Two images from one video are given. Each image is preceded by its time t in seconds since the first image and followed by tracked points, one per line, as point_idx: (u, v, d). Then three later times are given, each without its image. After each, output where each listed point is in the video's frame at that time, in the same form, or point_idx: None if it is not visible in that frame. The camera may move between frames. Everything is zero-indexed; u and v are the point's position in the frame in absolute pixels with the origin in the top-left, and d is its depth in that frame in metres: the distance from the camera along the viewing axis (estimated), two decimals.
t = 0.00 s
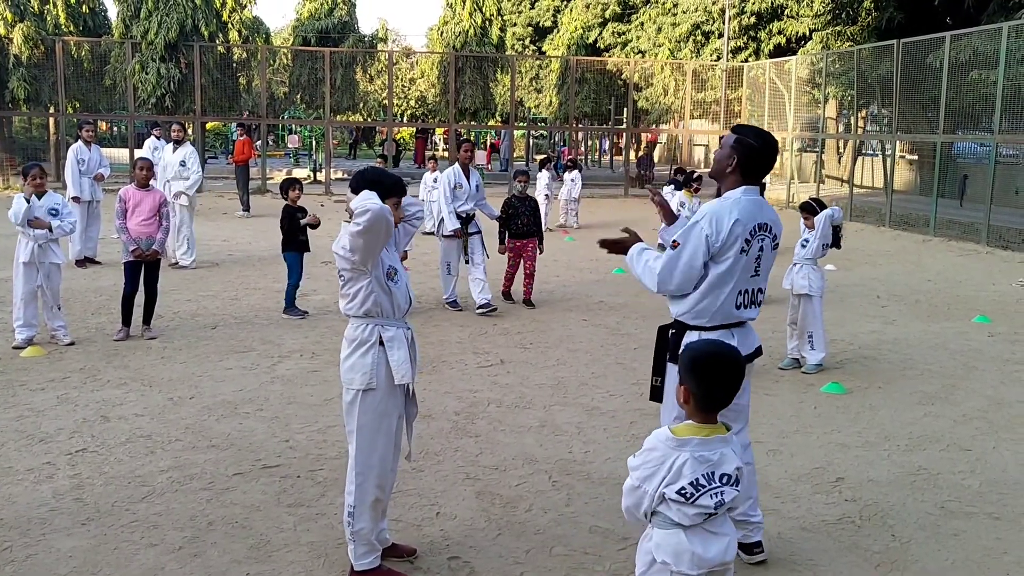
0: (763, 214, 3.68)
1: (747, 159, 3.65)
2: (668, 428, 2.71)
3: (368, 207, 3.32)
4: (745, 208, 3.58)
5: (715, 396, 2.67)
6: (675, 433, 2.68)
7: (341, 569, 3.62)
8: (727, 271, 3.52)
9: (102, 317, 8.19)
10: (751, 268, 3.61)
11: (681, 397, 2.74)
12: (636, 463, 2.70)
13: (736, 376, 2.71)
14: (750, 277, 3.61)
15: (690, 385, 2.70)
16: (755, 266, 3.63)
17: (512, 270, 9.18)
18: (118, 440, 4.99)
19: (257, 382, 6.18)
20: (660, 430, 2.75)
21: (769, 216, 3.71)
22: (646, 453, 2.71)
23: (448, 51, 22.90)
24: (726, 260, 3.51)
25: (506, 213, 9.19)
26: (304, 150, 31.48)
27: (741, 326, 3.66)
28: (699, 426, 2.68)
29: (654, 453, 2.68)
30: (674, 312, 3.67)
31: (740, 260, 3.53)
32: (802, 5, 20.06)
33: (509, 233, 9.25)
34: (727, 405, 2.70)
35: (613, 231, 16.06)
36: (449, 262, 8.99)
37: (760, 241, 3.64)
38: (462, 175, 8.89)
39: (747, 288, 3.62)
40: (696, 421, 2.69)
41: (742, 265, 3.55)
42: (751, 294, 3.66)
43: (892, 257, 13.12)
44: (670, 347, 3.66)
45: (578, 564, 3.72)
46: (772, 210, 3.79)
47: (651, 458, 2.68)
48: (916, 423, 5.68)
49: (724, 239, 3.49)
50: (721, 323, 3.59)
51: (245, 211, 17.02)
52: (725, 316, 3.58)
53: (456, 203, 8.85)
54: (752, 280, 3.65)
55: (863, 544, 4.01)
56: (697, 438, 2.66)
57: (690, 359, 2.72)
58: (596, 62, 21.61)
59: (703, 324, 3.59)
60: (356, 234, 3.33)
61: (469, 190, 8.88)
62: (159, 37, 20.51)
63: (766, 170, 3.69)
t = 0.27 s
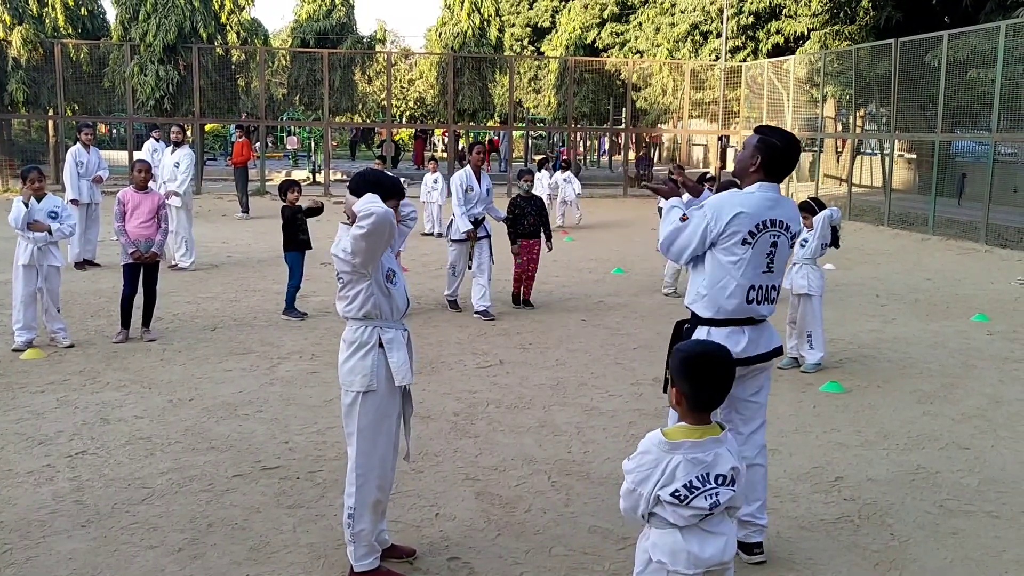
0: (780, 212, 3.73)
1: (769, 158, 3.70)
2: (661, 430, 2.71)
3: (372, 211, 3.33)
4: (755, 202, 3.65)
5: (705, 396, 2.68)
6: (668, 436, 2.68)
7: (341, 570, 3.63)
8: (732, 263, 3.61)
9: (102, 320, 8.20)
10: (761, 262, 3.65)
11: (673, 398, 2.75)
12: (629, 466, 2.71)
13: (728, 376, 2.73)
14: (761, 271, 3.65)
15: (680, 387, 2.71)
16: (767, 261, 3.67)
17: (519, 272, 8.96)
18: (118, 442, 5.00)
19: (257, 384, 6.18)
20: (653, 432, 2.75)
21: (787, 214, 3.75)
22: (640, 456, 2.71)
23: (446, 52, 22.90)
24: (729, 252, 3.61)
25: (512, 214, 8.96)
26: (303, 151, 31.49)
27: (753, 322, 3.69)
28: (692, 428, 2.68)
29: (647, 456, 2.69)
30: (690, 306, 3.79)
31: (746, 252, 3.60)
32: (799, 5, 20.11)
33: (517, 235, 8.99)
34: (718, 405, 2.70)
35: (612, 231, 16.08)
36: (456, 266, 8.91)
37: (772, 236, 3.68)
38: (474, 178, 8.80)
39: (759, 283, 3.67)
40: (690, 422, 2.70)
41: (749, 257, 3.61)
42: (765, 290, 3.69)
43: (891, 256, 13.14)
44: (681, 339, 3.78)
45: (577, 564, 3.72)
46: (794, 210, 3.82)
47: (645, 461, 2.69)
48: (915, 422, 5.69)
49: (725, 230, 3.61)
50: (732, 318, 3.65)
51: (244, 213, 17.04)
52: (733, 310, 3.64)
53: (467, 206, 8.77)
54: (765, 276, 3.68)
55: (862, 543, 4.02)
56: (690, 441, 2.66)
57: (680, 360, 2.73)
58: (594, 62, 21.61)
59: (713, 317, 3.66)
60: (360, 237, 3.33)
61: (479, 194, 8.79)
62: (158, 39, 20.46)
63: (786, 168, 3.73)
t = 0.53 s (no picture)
0: (787, 207, 3.70)
1: (778, 158, 3.72)
2: (656, 433, 2.71)
3: (376, 213, 3.35)
4: (754, 194, 3.69)
5: (700, 398, 2.68)
6: (663, 439, 2.68)
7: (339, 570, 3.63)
8: (723, 248, 3.69)
9: (101, 320, 8.20)
10: (755, 252, 3.64)
11: (668, 400, 2.76)
12: (626, 468, 2.71)
13: (724, 377, 2.73)
14: (755, 260, 3.64)
15: (675, 388, 2.71)
16: (763, 251, 3.65)
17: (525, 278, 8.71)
18: (117, 443, 5.00)
19: (256, 385, 6.19)
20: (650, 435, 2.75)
21: (796, 210, 3.71)
22: (636, 458, 2.71)
23: (446, 52, 22.89)
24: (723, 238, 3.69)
25: (514, 218, 8.69)
26: (303, 152, 31.50)
27: (751, 314, 3.66)
28: (687, 431, 2.68)
29: (642, 459, 2.68)
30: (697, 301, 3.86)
31: (736, 238, 3.65)
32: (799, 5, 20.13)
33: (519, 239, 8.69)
34: (714, 407, 2.70)
35: (611, 232, 16.09)
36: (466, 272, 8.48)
37: (772, 228, 3.65)
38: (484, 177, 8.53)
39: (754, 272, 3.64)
40: (685, 424, 2.70)
41: (741, 242, 3.64)
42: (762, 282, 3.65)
43: (891, 256, 13.15)
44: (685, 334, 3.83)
45: (576, 565, 3.73)
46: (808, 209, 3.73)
47: (641, 463, 2.68)
48: (914, 422, 5.69)
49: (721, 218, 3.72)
50: (727, 310, 3.66)
51: (243, 213, 17.05)
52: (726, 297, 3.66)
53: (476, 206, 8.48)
54: (761, 266, 3.65)
55: (860, 544, 4.02)
56: (684, 444, 2.65)
57: (674, 361, 2.74)
58: (594, 63, 21.60)
59: (710, 307, 3.69)
60: (363, 239, 3.34)
61: (489, 193, 8.51)
62: (157, 40, 20.35)
63: (795, 164, 3.73)
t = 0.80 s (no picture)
0: (792, 208, 3.69)
1: (780, 159, 3.72)
2: (656, 436, 2.71)
3: (380, 215, 3.34)
4: (758, 196, 3.70)
5: (700, 400, 2.68)
6: (663, 442, 2.67)
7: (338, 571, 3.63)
8: (726, 249, 3.68)
9: (100, 321, 8.19)
10: (758, 253, 3.64)
11: (667, 402, 2.77)
12: (626, 472, 2.69)
13: (724, 380, 2.74)
14: (759, 261, 3.64)
15: (674, 390, 2.72)
16: (767, 252, 3.65)
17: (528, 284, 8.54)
18: (116, 443, 5.00)
19: (255, 385, 6.18)
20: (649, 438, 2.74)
21: (799, 210, 3.71)
22: (636, 462, 2.70)
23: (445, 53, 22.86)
24: (726, 239, 3.69)
25: (516, 220, 8.45)
26: (303, 152, 31.51)
27: (754, 315, 3.66)
28: (687, 434, 2.67)
29: (642, 463, 2.67)
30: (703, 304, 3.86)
31: (740, 239, 3.65)
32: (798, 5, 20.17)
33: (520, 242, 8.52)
34: (714, 410, 2.71)
35: (610, 232, 16.10)
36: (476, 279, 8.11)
37: (776, 229, 3.65)
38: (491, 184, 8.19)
39: (758, 274, 3.65)
40: (686, 427, 2.70)
41: (746, 244, 3.64)
42: (766, 284, 3.65)
43: (890, 257, 13.15)
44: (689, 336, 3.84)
45: (575, 565, 3.73)
46: (814, 211, 3.73)
47: (641, 468, 2.67)
48: (913, 423, 5.69)
49: (724, 219, 3.71)
50: (729, 310, 3.66)
51: (241, 213, 17.05)
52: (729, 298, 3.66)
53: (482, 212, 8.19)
54: (765, 267, 3.65)
55: (859, 544, 4.02)
56: (685, 447, 2.65)
57: (674, 363, 2.75)
58: (593, 63, 21.58)
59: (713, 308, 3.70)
60: (366, 241, 3.34)
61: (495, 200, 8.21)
62: (157, 41, 20.37)
63: (798, 165, 3.74)
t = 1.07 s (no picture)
0: (791, 210, 3.70)
1: (776, 159, 3.73)
2: (655, 437, 2.69)
3: (386, 215, 3.33)
4: (760, 198, 3.68)
5: (699, 400, 2.68)
6: (663, 443, 2.66)
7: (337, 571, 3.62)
8: (731, 252, 3.63)
9: (99, 321, 8.19)
10: (764, 255, 3.62)
11: (664, 402, 2.76)
12: (626, 477, 2.66)
13: (722, 379, 2.75)
14: (764, 264, 3.62)
15: (670, 390, 2.72)
16: (772, 254, 3.64)
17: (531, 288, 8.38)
18: (115, 444, 4.99)
19: (254, 385, 6.18)
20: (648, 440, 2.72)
21: (799, 213, 3.71)
22: (636, 465, 2.67)
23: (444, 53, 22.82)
24: (731, 242, 3.64)
25: (520, 223, 8.21)
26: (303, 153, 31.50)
27: (760, 317, 3.66)
28: (686, 434, 2.67)
29: (643, 465, 2.65)
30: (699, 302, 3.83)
31: (747, 242, 3.61)
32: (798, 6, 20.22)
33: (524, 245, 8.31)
34: (712, 409, 2.71)
35: (609, 233, 16.10)
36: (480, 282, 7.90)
37: (779, 232, 3.65)
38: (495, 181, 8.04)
39: (763, 276, 3.63)
40: (686, 428, 2.69)
41: (752, 248, 3.62)
42: (770, 286, 3.65)
43: (890, 258, 13.16)
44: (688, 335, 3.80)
45: (574, 566, 3.72)
46: (811, 213, 3.76)
47: (642, 470, 2.64)
48: (913, 423, 5.69)
49: (728, 221, 3.66)
50: (733, 312, 3.64)
51: (241, 214, 17.04)
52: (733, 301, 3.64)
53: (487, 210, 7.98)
54: (770, 270, 3.64)
55: (858, 545, 4.01)
56: (684, 448, 2.64)
57: (670, 363, 2.75)
58: (593, 64, 21.55)
59: (717, 310, 3.67)
60: (371, 241, 3.33)
61: (501, 198, 8.02)
62: (156, 41, 20.37)
63: (793, 166, 3.74)
